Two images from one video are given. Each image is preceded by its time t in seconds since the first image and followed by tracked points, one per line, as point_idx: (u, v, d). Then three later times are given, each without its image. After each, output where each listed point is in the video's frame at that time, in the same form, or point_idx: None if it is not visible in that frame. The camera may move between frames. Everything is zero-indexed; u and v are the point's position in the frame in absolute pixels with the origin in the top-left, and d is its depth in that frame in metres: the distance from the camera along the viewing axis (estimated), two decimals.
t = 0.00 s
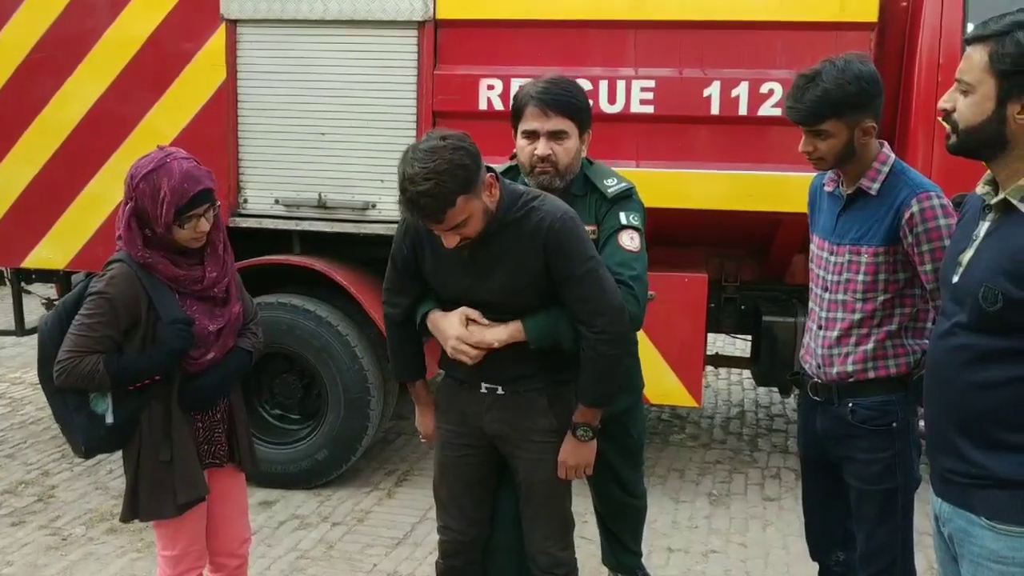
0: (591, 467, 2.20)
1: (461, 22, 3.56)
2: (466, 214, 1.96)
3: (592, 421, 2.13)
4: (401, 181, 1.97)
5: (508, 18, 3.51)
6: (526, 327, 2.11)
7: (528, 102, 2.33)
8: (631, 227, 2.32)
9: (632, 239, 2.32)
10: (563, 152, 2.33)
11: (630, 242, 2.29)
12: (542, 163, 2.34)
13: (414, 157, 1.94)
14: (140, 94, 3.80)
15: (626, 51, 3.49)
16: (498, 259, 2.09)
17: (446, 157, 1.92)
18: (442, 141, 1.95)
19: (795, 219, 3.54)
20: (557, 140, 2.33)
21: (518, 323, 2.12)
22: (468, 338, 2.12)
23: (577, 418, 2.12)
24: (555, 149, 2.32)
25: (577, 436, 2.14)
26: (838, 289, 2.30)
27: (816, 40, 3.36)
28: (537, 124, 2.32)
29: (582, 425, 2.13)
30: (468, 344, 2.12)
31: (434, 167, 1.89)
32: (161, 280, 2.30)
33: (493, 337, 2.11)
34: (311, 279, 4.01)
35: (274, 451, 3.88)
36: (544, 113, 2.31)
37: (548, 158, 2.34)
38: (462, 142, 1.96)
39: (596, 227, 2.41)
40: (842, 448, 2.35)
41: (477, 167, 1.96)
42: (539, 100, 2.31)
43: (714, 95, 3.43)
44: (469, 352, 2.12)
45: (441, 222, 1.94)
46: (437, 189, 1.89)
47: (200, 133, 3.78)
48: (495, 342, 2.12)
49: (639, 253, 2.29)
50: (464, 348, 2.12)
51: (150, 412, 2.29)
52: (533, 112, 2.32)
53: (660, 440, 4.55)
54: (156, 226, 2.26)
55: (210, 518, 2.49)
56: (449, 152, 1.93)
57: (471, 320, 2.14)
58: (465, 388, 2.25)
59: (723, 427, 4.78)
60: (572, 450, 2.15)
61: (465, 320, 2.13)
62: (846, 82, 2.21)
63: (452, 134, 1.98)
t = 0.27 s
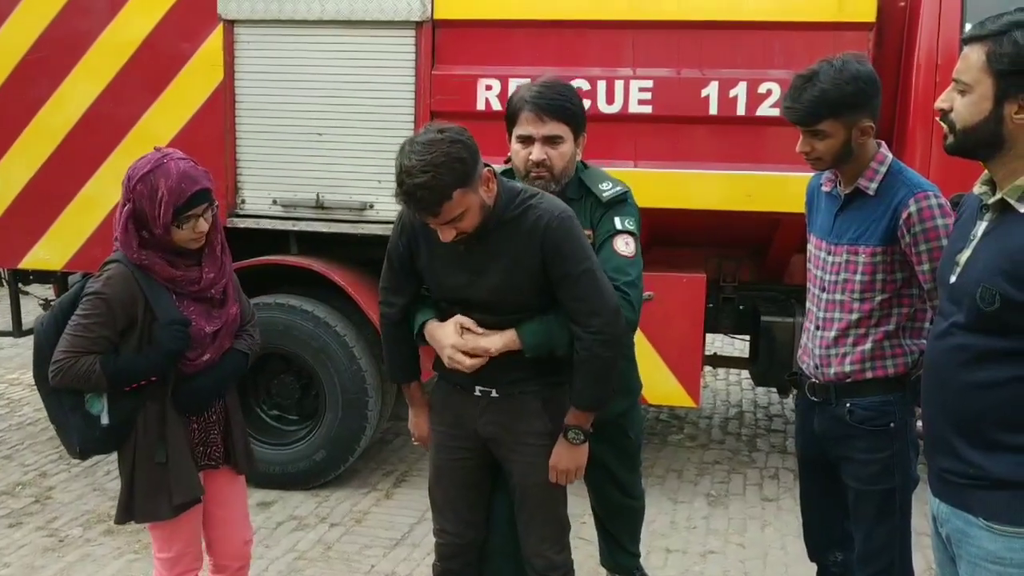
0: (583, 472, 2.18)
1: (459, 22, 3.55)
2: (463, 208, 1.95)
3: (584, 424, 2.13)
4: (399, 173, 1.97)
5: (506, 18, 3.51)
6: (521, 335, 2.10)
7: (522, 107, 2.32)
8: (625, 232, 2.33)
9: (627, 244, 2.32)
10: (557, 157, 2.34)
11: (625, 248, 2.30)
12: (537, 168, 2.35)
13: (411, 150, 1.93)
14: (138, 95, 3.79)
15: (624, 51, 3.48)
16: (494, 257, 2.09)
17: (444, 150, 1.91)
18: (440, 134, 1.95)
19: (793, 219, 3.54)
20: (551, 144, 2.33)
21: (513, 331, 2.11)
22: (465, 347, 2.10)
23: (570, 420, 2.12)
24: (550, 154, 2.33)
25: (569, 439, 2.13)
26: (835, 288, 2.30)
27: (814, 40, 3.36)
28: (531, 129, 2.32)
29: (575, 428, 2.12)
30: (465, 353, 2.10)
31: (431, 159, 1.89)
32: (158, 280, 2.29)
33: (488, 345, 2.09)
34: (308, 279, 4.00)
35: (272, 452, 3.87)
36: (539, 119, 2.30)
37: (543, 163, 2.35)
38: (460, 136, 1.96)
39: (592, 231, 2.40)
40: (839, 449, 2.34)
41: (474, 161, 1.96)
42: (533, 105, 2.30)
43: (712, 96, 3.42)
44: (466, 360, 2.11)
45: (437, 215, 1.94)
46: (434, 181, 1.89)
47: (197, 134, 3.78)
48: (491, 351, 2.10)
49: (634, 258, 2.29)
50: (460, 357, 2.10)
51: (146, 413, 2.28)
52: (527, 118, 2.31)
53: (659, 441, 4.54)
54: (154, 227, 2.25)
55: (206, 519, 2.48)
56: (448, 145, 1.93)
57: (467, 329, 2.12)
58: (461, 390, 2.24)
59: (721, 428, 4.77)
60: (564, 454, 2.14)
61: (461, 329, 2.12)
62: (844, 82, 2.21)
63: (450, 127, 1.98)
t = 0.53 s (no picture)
0: (580, 475, 2.19)
1: (457, 22, 3.55)
2: (462, 209, 1.95)
3: (583, 425, 2.13)
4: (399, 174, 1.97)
5: (503, 18, 3.51)
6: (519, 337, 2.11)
7: (522, 108, 2.32)
8: (623, 232, 2.33)
9: (624, 245, 2.32)
10: (559, 156, 2.33)
11: (622, 250, 2.30)
12: (539, 168, 2.35)
13: (412, 150, 1.94)
14: (135, 95, 3.79)
15: (622, 52, 3.48)
16: (493, 260, 2.08)
17: (444, 151, 1.91)
18: (441, 135, 1.95)
19: (791, 220, 3.54)
20: (552, 144, 2.32)
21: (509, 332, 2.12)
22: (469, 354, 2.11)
23: (568, 422, 2.13)
24: (551, 154, 2.33)
25: (568, 440, 2.13)
26: (833, 289, 2.30)
27: (812, 41, 3.36)
28: (531, 129, 2.31)
29: (573, 430, 2.12)
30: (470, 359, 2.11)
31: (432, 159, 1.90)
32: (159, 281, 2.29)
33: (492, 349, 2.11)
34: (306, 280, 4.00)
35: (270, 453, 3.86)
36: (539, 119, 2.30)
37: (544, 163, 2.34)
38: (461, 137, 1.96)
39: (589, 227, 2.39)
40: (837, 449, 2.34)
41: (474, 163, 1.96)
42: (533, 106, 2.30)
43: (710, 96, 3.42)
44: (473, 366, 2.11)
45: (436, 215, 1.94)
46: (434, 182, 1.89)
47: (195, 134, 3.77)
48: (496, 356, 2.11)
49: (631, 260, 2.30)
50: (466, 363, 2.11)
51: (146, 413, 2.28)
52: (527, 118, 2.31)
53: (657, 441, 4.54)
54: (156, 227, 2.25)
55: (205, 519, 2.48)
56: (448, 146, 1.93)
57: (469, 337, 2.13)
58: (459, 391, 2.24)
59: (720, 428, 4.77)
60: (562, 455, 2.14)
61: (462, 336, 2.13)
62: (840, 82, 2.20)
63: (452, 129, 1.98)
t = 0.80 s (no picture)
0: (586, 471, 2.19)
1: (454, 22, 3.55)
2: (460, 213, 1.95)
3: (588, 423, 2.13)
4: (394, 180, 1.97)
5: (501, 18, 3.51)
6: (513, 339, 2.07)
7: (519, 108, 2.32)
8: (621, 232, 2.33)
9: (623, 244, 2.32)
10: (556, 156, 2.33)
11: (621, 247, 2.30)
12: (536, 168, 2.35)
13: (406, 156, 1.93)
14: (133, 95, 3.78)
15: (620, 52, 3.48)
16: (491, 261, 2.08)
17: (438, 157, 1.91)
18: (434, 140, 1.94)
19: (789, 220, 3.54)
20: (549, 144, 2.32)
21: (505, 334, 2.08)
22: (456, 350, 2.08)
23: (573, 420, 2.12)
24: (548, 154, 2.33)
25: (573, 439, 2.13)
26: (832, 289, 2.30)
27: (810, 41, 3.36)
28: (529, 129, 2.31)
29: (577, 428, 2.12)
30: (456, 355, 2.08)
31: (426, 167, 1.89)
32: (166, 279, 2.28)
33: (481, 348, 2.07)
34: (304, 281, 3.99)
35: (269, 454, 3.86)
36: (536, 119, 2.30)
37: (541, 163, 2.34)
38: (454, 141, 1.95)
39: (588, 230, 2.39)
40: (836, 450, 2.34)
41: (469, 167, 1.95)
42: (530, 106, 2.30)
43: (708, 96, 3.42)
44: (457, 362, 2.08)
45: (433, 221, 1.94)
46: (429, 189, 1.89)
47: (193, 135, 3.77)
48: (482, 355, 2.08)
49: (629, 258, 2.29)
50: (451, 359, 2.08)
51: (153, 409, 2.27)
52: (525, 118, 2.31)
53: (655, 442, 4.54)
54: (163, 225, 2.24)
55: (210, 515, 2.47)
56: (442, 152, 1.92)
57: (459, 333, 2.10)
58: (457, 392, 2.24)
59: (718, 428, 4.77)
60: (568, 453, 2.14)
61: (453, 333, 2.10)
62: (838, 82, 2.20)
63: (445, 133, 1.97)
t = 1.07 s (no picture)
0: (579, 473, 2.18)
1: (452, 22, 3.55)
2: (458, 213, 1.95)
3: (580, 423, 2.13)
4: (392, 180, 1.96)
5: (499, 19, 3.50)
6: (511, 337, 2.06)
7: (515, 103, 2.32)
8: (619, 227, 2.32)
9: (621, 240, 2.31)
10: (553, 152, 2.33)
11: (619, 243, 2.29)
12: (533, 164, 2.34)
13: (404, 156, 1.92)
14: (130, 96, 3.77)
15: (618, 52, 3.48)
16: (489, 260, 2.08)
17: (436, 156, 1.90)
18: (433, 140, 1.93)
19: (787, 221, 3.54)
20: (546, 140, 2.32)
21: (504, 332, 2.07)
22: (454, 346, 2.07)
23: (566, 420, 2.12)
24: (545, 150, 2.32)
25: (564, 438, 2.13)
26: (831, 290, 2.29)
27: (808, 41, 3.36)
28: (525, 124, 2.30)
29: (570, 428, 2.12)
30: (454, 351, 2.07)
31: (424, 166, 1.88)
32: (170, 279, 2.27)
33: (478, 345, 2.06)
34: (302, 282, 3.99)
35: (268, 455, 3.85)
36: (532, 114, 2.29)
37: (538, 159, 2.33)
38: (452, 141, 1.95)
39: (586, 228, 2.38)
40: (834, 450, 2.34)
41: (467, 167, 1.95)
42: (526, 101, 2.30)
43: (706, 97, 3.42)
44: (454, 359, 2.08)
45: (432, 221, 1.93)
46: (427, 189, 1.88)
47: (190, 135, 3.76)
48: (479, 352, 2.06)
49: (628, 253, 2.28)
50: (449, 355, 2.08)
51: (156, 407, 2.26)
52: (521, 113, 2.31)
53: (653, 442, 4.54)
54: (168, 224, 2.24)
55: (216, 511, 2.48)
56: (440, 151, 1.92)
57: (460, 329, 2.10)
58: (455, 394, 2.24)
59: (716, 429, 4.77)
60: (559, 452, 2.14)
61: (454, 328, 2.10)
62: (835, 82, 2.20)
63: (443, 133, 1.97)
